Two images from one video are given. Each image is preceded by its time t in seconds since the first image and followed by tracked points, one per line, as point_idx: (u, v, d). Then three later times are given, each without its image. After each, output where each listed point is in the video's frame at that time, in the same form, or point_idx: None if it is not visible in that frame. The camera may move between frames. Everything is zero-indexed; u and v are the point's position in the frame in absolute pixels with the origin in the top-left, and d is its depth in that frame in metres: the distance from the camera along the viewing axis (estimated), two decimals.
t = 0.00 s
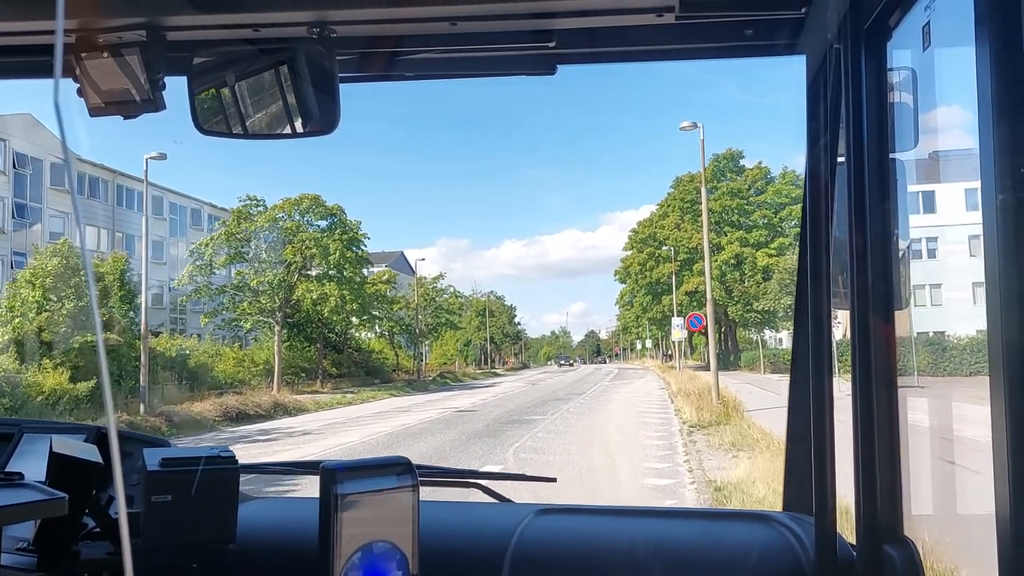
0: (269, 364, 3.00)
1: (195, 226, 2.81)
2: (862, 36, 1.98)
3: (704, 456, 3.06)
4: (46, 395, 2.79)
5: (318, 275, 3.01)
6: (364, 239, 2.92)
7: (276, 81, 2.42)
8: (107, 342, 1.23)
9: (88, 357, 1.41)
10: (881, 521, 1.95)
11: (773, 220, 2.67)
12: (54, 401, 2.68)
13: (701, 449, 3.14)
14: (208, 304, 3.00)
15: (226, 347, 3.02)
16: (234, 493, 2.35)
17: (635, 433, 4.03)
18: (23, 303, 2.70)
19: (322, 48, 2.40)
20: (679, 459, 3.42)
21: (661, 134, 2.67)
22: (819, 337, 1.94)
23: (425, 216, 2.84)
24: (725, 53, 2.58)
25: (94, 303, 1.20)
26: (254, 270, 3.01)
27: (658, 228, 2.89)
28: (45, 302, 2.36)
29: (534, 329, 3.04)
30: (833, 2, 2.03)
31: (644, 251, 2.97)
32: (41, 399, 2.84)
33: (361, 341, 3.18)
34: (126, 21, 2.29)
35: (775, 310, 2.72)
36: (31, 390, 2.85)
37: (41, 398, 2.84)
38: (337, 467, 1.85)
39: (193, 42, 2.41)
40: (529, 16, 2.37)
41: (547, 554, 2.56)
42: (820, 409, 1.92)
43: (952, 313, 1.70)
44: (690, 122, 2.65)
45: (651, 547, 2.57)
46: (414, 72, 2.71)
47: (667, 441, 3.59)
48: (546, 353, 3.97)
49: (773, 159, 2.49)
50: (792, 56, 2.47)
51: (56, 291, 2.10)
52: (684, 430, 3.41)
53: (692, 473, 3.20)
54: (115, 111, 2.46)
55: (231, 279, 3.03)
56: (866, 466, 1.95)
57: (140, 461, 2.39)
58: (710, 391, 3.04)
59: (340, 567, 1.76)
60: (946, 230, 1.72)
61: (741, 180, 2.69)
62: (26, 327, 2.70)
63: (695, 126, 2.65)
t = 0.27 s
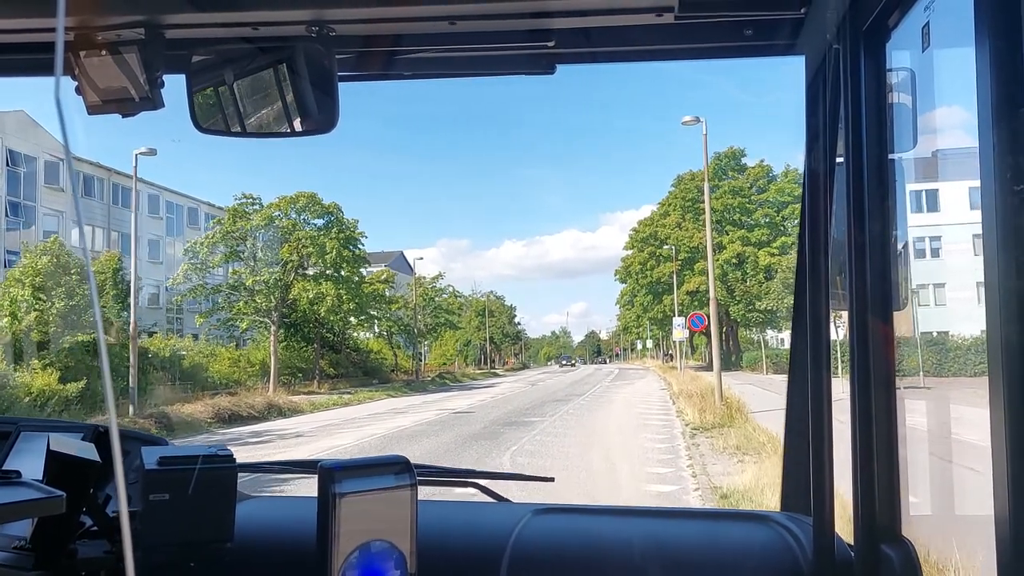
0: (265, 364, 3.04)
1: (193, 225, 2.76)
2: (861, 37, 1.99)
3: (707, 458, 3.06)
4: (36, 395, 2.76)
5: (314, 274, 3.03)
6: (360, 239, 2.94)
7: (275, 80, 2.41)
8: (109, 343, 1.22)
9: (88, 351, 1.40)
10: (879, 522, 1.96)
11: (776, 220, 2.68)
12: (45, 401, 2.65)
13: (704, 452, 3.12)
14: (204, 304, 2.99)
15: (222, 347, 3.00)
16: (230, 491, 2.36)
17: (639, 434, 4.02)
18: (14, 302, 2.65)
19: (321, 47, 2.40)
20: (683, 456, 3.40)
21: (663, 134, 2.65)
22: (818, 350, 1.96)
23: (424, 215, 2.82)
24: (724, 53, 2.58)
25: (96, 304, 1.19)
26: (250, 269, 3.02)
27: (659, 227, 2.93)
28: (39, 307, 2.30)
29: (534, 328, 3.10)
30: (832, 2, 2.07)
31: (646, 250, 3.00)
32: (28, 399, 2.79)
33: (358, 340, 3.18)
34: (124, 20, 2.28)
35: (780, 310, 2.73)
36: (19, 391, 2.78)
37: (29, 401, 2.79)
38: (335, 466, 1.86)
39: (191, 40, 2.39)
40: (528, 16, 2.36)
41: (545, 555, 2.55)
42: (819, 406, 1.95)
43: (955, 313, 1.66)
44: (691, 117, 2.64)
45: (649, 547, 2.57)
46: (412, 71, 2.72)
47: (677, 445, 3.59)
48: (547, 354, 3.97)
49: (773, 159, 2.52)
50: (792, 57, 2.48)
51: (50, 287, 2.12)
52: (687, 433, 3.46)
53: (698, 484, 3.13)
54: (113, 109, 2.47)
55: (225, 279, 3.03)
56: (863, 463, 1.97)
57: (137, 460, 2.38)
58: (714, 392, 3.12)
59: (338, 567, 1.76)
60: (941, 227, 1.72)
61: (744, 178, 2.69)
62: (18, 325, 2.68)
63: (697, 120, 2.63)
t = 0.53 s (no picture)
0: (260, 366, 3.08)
1: (189, 225, 2.81)
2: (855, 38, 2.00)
3: (712, 465, 3.03)
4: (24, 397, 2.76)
5: (311, 274, 3.05)
6: (358, 238, 2.94)
7: (270, 80, 2.41)
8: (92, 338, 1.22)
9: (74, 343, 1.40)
10: (872, 522, 1.94)
11: (780, 218, 2.61)
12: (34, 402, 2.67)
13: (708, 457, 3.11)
14: (198, 303, 3.04)
15: (217, 348, 3.02)
16: (224, 492, 2.34)
17: (635, 432, 3.98)
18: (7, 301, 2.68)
19: (315, 46, 2.38)
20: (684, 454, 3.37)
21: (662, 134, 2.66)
22: (810, 339, 1.92)
23: (421, 214, 2.85)
24: (722, 54, 2.56)
25: (79, 297, 1.19)
26: (246, 268, 3.02)
27: (660, 227, 2.88)
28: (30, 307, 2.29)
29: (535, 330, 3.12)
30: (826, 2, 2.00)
31: (646, 249, 2.97)
32: (14, 401, 2.78)
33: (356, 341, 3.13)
34: (118, 18, 2.26)
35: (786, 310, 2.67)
36: (5, 394, 2.79)
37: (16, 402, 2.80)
38: (329, 464, 1.84)
39: (185, 39, 2.38)
40: (523, 16, 2.35)
41: (538, 555, 2.55)
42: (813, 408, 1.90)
43: (963, 315, 1.58)
44: (695, 111, 2.63)
45: (643, 547, 2.57)
46: (406, 71, 2.67)
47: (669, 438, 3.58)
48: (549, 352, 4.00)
49: (774, 158, 2.46)
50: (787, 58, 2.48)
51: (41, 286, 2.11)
52: (689, 436, 3.36)
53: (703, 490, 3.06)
54: (107, 108, 2.46)
55: (220, 278, 3.04)
56: (855, 460, 1.93)
57: (130, 460, 2.37)
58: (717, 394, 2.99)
59: (331, 567, 1.75)
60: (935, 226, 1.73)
61: (745, 177, 2.64)
62: (7, 326, 2.68)
63: (701, 114, 2.62)
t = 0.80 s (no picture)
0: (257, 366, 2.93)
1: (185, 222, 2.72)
2: (850, 39, 2.00)
3: (723, 472, 3.04)
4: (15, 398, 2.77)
5: (308, 274, 2.99)
6: (355, 237, 2.94)
7: (265, 79, 2.41)
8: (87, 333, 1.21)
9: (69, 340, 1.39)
10: (866, 521, 1.96)
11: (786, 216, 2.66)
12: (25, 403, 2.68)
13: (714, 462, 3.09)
14: (191, 304, 2.87)
15: (212, 348, 2.84)
16: (218, 491, 2.34)
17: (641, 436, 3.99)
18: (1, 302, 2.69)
19: (311, 46, 2.38)
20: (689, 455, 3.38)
21: (661, 138, 2.65)
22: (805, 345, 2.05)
23: (418, 214, 2.85)
24: (719, 53, 2.56)
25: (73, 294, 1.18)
26: (242, 268, 2.97)
27: (663, 225, 2.89)
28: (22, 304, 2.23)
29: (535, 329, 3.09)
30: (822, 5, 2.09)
31: (649, 250, 2.95)
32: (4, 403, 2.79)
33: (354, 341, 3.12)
34: (113, 17, 2.25)
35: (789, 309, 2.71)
36: None
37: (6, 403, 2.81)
38: (323, 465, 1.85)
39: (180, 38, 2.37)
40: (519, 16, 2.34)
41: (533, 555, 2.54)
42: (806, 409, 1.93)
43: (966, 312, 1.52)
44: (700, 103, 2.61)
45: (638, 548, 2.56)
46: (401, 71, 2.68)
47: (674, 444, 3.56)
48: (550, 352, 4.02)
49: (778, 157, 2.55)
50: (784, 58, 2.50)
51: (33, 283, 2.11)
52: (695, 440, 3.30)
53: (707, 490, 3.09)
54: (100, 108, 2.39)
55: (216, 278, 2.96)
56: (851, 457, 1.97)
57: (124, 460, 2.36)
58: (725, 395, 2.95)
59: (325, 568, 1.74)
60: (927, 226, 1.73)
61: (749, 175, 2.69)
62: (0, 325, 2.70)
63: (706, 106, 2.60)
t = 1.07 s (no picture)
0: (253, 367, 2.96)
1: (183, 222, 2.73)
2: (845, 39, 2.00)
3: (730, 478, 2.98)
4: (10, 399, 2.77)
5: (306, 272, 2.98)
6: (353, 234, 2.92)
7: (261, 79, 2.38)
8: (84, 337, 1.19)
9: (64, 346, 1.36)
10: (859, 521, 1.97)
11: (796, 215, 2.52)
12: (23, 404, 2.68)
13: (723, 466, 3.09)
14: (187, 304, 2.86)
15: (206, 349, 2.89)
16: (211, 491, 2.34)
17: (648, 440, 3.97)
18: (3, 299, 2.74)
19: (306, 46, 2.37)
20: (698, 462, 3.31)
21: (663, 145, 2.69)
22: (800, 351, 2.05)
23: (416, 215, 2.83)
24: (716, 54, 2.56)
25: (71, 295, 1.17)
26: (238, 267, 2.92)
27: (667, 224, 2.88)
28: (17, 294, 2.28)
29: (539, 330, 3.12)
30: (815, 7, 2.08)
31: (651, 248, 2.95)
32: None
33: (353, 342, 3.17)
34: (108, 17, 2.24)
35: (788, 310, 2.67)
36: None
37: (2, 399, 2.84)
38: (318, 466, 1.85)
39: (175, 38, 2.36)
40: (514, 17, 2.33)
41: (528, 556, 2.54)
42: (801, 406, 2.00)
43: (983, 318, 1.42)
44: (707, 94, 2.65)
45: (633, 548, 2.56)
46: (398, 71, 2.65)
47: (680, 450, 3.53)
48: (553, 354, 4.03)
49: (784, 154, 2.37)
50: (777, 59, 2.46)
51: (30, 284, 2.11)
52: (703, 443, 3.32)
53: (717, 494, 3.01)
54: (96, 108, 2.42)
55: (213, 276, 2.92)
56: (845, 455, 1.96)
57: (119, 460, 2.35)
58: (732, 398, 2.93)
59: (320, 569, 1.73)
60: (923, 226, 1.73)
61: (754, 173, 2.61)
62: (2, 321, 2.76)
63: (713, 97, 2.64)
